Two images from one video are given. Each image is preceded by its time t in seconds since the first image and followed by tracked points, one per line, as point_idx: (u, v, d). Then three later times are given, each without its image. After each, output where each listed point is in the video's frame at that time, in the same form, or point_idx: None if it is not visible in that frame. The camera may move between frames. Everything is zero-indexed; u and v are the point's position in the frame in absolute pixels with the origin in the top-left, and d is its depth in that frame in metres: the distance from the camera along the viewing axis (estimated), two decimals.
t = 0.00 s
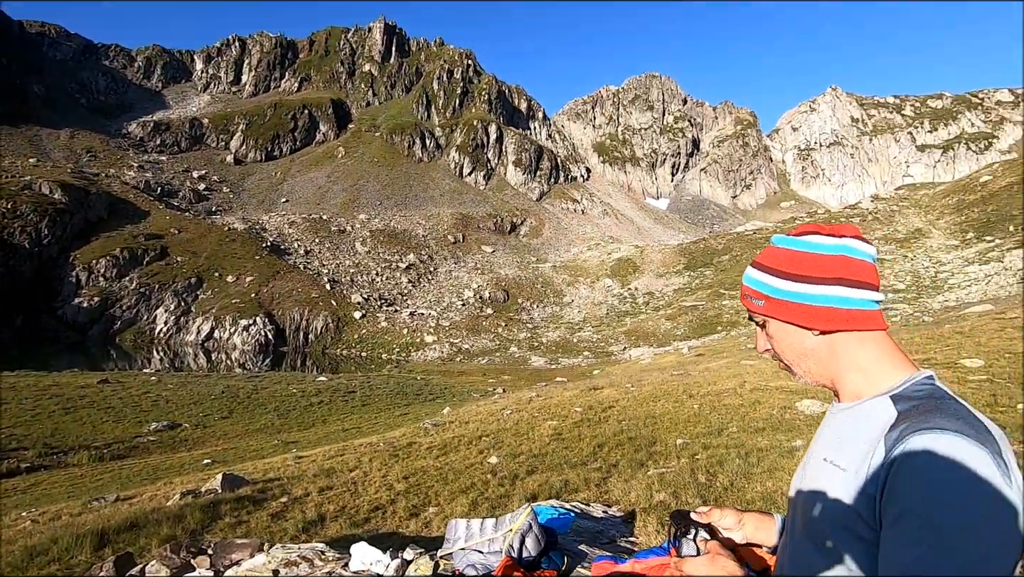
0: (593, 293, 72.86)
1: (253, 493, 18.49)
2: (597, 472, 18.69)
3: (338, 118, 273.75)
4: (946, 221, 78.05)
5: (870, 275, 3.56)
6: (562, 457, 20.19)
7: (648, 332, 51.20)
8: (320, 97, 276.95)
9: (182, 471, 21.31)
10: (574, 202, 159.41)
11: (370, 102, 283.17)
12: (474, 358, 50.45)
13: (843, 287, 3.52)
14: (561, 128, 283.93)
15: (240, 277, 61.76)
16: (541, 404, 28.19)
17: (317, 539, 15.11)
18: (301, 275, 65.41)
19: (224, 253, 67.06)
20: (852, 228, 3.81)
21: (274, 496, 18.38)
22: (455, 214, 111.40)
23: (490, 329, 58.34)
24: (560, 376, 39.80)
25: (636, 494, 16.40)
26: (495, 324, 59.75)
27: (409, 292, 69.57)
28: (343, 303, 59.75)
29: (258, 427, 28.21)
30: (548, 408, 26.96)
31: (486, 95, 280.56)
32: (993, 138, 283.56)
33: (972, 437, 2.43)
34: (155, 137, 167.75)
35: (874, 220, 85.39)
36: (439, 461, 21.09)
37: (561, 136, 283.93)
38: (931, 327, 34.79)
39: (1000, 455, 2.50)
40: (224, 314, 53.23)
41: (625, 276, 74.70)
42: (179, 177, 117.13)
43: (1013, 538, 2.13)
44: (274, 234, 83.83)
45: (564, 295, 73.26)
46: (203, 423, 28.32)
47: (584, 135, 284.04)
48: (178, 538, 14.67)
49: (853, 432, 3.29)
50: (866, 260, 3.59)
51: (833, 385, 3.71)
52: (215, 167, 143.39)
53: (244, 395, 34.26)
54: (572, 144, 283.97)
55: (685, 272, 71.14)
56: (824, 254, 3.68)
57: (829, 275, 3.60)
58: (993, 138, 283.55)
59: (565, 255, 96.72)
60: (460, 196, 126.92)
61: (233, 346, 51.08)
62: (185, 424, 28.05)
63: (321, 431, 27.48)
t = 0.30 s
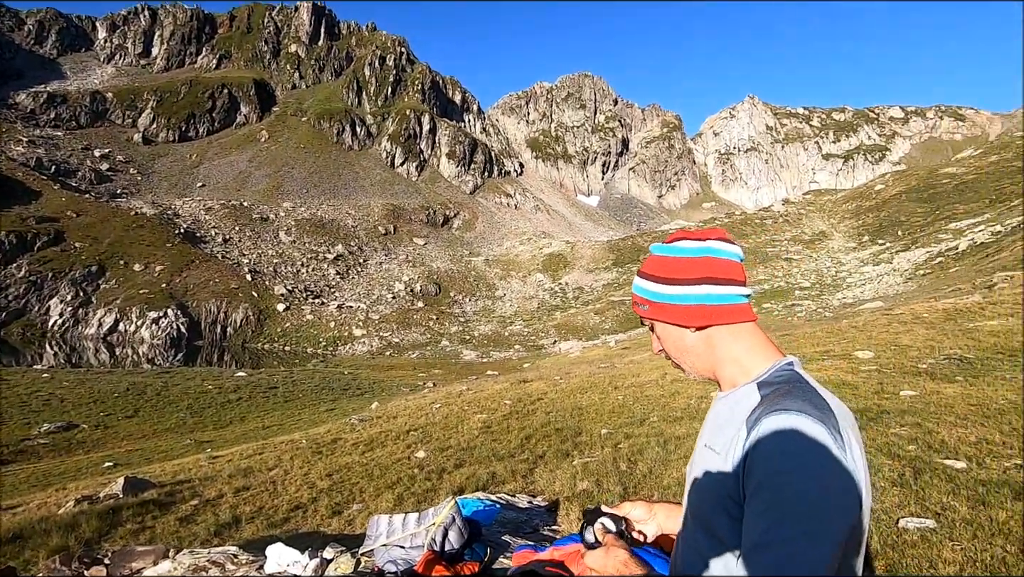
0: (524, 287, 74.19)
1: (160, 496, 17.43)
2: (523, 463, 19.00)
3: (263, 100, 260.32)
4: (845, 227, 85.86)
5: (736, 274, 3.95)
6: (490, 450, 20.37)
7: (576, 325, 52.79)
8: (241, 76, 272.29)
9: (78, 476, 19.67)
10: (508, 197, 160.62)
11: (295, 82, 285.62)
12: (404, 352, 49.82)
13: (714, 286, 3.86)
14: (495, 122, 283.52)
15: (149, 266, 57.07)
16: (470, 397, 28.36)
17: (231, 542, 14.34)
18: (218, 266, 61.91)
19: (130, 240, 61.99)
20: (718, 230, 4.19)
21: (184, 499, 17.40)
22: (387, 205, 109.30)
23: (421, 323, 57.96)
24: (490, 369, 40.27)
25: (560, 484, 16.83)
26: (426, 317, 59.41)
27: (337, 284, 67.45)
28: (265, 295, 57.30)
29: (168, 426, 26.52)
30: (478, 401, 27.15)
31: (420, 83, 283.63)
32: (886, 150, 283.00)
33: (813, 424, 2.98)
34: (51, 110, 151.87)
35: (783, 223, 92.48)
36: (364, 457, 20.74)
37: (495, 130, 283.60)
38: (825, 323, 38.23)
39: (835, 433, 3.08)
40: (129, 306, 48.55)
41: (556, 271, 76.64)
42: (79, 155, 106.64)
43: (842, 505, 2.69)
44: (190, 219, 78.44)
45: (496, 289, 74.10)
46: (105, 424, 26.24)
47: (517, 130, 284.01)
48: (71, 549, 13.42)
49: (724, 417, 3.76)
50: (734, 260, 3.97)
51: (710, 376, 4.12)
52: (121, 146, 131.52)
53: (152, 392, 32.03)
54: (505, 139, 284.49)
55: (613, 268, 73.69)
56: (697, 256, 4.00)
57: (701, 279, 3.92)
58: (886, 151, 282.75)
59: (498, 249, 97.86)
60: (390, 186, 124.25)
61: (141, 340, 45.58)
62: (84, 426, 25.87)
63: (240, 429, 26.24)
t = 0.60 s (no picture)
0: (471, 277, 74.33)
1: (79, 496, 16.45)
2: (467, 452, 19.09)
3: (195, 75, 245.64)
4: (777, 225, 90.49)
5: (656, 267, 4.44)
6: (434, 439, 20.35)
7: (522, 316, 53.39)
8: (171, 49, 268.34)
9: None
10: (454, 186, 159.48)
11: (229, 58, 280.93)
12: (347, 342, 48.70)
13: (629, 281, 4.46)
14: (442, 110, 283.48)
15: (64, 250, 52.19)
16: (415, 387, 28.25)
17: (158, 541, 13.68)
18: (142, 251, 57.81)
19: (44, 219, 57.14)
20: (643, 227, 4.71)
21: (106, 497, 16.49)
22: (330, 191, 106.03)
23: (365, 312, 56.96)
24: (436, 359, 40.17)
25: (503, 471, 17.02)
26: (370, 307, 58.41)
27: (276, 272, 64.91)
28: (198, 283, 54.43)
29: (88, 422, 24.86)
30: (422, 391, 27.10)
31: (366, 66, 284.38)
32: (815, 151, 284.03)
33: (703, 402, 3.42)
34: None
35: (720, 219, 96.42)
36: (303, 450, 20.26)
37: (444, 118, 284.26)
38: (757, 315, 40.26)
39: (726, 408, 3.52)
40: (42, 292, 43.39)
41: (503, 262, 77.28)
42: None
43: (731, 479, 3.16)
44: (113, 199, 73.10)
45: (442, 279, 73.83)
46: (15, 421, 24.35)
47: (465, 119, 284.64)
48: None
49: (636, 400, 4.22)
50: (654, 255, 4.47)
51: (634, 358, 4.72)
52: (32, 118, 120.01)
53: (69, 386, 29.96)
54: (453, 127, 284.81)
55: (559, 260, 74.84)
56: (621, 254, 4.57)
57: (620, 275, 4.52)
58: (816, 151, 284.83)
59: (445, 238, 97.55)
60: (334, 171, 120.47)
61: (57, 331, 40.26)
62: None
63: (169, 423, 25.02)
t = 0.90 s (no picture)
0: (426, 266, 73.75)
1: (6, 498, 15.49)
2: (422, 441, 19.01)
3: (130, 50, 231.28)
4: (725, 217, 93.67)
5: (595, 258, 4.71)
6: (389, 430, 20.17)
7: (478, 305, 53.38)
8: (103, 21, 256.42)
9: None
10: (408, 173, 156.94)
11: (170, 35, 277.68)
12: (298, 332, 47.40)
13: (568, 271, 4.76)
14: (396, 95, 283.39)
15: None
16: (369, 378, 27.92)
17: (94, 541, 13.06)
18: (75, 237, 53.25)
19: None
20: (590, 218, 4.96)
21: (36, 499, 15.58)
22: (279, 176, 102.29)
23: (316, 302, 55.63)
24: (390, 349, 39.80)
25: (459, 459, 17.02)
26: (322, 297, 57.11)
27: (221, 260, 62.23)
28: (136, 271, 51.44)
29: (12, 419, 23.27)
30: (376, 381, 26.82)
31: (316, 48, 284.28)
32: (762, 146, 283.88)
33: (630, 382, 3.55)
34: None
35: (671, 211, 99.03)
36: (253, 443, 19.72)
37: (398, 104, 284.31)
38: (705, 304, 41.63)
39: (655, 388, 3.68)
40: None
41: (458, 251, 77.17)
42: None
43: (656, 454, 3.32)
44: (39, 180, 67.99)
45: (397, 268, 72.90)
46: None
47: (419, 106, 283.98)
48: None
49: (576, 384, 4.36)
50: (597, 246, 4.73)
51: (582, 342, 4.99)
52: None
53: None
54: (408, 113, 284.13)
55: (514, 250, 75.27)
56: (562, 246, 4.85)
57: (563, 265, 4.82)
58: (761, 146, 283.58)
59: (399, 226, 96.40)
60: (282, 155, 116.37)
61: None
62: None
63: (106, 419, 23.82)
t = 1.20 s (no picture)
0: (381, 258, 72.73)
1: None
2: (378, 435, 18.75)
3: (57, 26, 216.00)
4: (677, 212, 96.33)
5: (539, 255, 4.81)
6: (343, 425, 19.85)
7: (435, 298, 53.07)
8: None
9: None
10: (362, 163, 153.79)
11: (103, 12, 276.34)
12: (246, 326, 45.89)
13: (516, 268, 4.86)
14: (349, 82, 283.91)
15: None
16: (322, 372, 27.40)
17: (25, 549, 12.32)
18: None
19: None
20: (535, 218, 5.04)
21: None
22: (225, 164, 98.11)
23: (266, 295, 53.98)
24: (344, 343, 39.16)
25: (415, 453, 16.84)
26: (272, 290, 55.43)
27: (163, 251, 59.18)
28: (68, 263, 47.99)
29: None
30: (329, 376, 26.35)
31: (263, 30, 283.37)
32: (711, 142, 284.01)
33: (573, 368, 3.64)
34: None
35: (626, 205, 101.06)
36: (199, 441, 19.07)
37: (351, 92, 284.42)
38: (658, 296, 42.74)
39: (591, 376, 3.82)
40: None
41: (414, 243, 76.47)
42: None
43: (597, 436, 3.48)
44: None
45: (351, 260, 71.56)
46: None
47: (374, 94, 284.25)
48: None
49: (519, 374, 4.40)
50: (542, 244, 4.83)
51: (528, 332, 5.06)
52: None
53: None
54: (362, 101, 284.36)
55: (471, 242, 75.35)
56: (508, 242, 4.92)
57: (509, 261, 4.87)
58: (711, 141, 283.88)
59: (354, 217, 94.68)
60: (229, 142, 111.77)
61: None
62: None
63: (35, 420, 22.43)
